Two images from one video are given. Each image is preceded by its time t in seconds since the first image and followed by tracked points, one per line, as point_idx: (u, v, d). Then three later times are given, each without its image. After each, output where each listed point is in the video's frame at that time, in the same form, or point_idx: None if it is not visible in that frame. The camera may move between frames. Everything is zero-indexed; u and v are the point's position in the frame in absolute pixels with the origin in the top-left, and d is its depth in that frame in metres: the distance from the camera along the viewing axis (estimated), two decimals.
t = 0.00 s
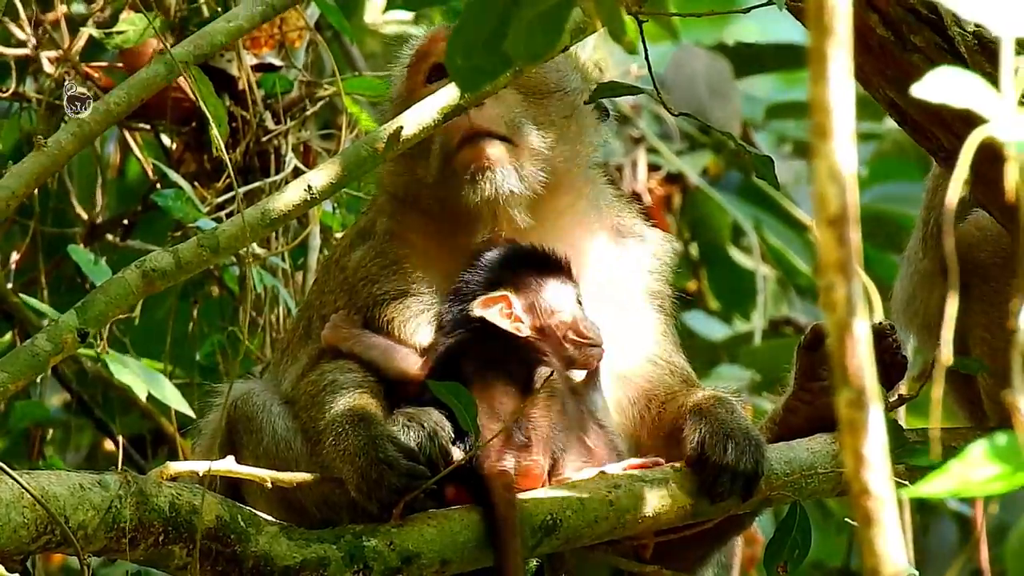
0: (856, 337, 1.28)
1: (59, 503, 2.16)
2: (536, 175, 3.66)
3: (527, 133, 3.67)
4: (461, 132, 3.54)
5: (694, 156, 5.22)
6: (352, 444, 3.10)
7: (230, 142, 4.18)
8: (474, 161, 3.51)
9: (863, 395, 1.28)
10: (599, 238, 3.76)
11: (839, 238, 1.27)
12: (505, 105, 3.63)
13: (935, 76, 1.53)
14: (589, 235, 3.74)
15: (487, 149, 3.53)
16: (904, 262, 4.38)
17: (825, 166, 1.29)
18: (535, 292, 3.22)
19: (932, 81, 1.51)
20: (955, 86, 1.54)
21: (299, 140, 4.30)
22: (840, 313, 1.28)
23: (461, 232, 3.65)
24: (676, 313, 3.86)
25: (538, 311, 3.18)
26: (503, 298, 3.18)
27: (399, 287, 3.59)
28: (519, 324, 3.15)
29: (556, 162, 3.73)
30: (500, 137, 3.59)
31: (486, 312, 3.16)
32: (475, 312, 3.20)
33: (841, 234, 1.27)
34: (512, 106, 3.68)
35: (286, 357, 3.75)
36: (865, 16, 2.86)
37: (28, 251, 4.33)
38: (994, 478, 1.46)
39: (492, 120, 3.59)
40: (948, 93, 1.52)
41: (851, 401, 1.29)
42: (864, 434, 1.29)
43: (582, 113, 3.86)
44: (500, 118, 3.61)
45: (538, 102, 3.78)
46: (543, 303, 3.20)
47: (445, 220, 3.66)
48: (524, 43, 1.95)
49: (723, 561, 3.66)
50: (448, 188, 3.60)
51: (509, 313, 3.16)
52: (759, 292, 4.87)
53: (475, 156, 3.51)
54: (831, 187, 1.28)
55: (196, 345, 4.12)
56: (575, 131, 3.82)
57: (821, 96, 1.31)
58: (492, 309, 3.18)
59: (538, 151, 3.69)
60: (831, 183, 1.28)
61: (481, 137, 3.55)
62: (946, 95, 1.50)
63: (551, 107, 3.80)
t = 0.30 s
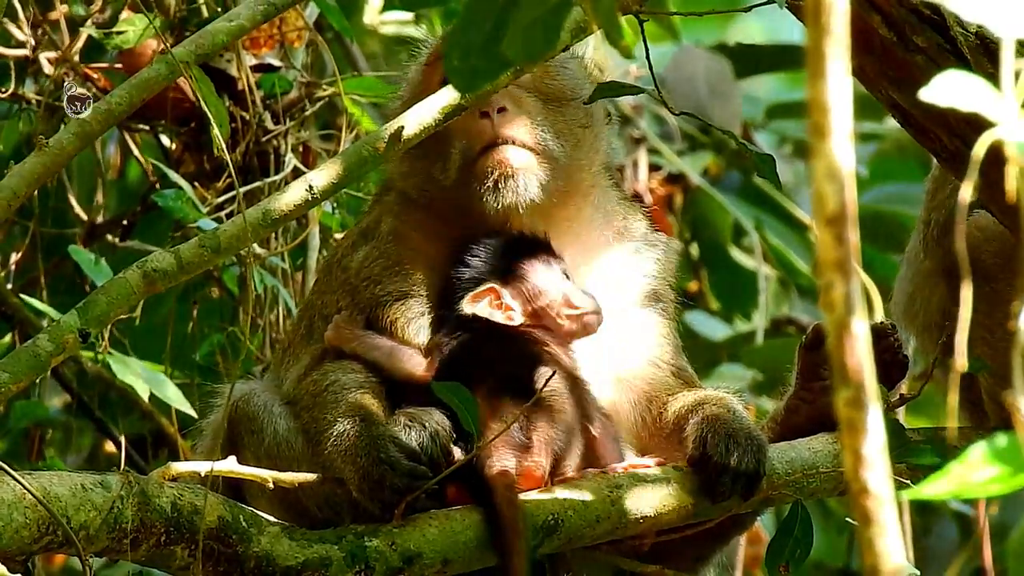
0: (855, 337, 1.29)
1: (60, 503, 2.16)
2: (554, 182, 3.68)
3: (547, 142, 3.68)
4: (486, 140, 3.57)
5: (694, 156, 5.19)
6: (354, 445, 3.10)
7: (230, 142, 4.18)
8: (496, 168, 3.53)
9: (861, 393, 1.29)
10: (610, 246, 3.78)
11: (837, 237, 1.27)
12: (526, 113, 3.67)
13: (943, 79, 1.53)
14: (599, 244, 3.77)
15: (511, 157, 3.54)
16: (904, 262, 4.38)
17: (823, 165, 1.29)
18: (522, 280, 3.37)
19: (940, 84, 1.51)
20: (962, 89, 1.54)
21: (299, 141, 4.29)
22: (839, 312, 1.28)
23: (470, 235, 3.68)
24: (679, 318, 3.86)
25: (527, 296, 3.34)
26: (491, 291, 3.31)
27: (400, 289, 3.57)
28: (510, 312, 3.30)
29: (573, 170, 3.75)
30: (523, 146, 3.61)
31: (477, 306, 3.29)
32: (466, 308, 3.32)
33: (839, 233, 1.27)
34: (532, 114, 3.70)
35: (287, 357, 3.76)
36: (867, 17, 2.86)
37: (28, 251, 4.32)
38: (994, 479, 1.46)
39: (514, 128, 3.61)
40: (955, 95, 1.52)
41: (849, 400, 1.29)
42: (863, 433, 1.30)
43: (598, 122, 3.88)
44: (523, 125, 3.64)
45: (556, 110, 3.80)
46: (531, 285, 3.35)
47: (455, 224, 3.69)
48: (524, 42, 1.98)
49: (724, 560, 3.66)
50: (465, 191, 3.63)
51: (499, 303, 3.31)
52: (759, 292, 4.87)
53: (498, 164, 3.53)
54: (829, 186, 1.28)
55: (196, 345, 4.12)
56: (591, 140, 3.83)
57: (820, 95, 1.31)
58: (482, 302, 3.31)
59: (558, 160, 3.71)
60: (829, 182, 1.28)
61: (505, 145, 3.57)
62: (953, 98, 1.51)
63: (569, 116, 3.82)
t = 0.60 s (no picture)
0: (852, 336, 1.29)
1: (59, 504, 2.16)
2: (561, 187, 3.65)
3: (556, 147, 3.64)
4: (499, 146, 3.52)
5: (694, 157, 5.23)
6: (354, 445, 3.10)
7: (232, 141, 4.18)
8: (508, 174, 3.49)
9: (859, 393, 1.29)
10: (615, 250, 3.77)
11: (835, 237, 1.27)
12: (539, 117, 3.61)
13: (939, 79, 1.53)
14: (604, 248, 3.76)
15: (524, 163, 3.50)
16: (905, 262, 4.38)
17: (821, 166, 1.29)
18: (508, 266, 3.35)
19: (937, 84, 1.51)
20: (959, 90, 1.54)
21: (301, 140, 4.29)
22: (836, 313, 1.28)
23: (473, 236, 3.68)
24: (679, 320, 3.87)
25: (513, 282, 3.33)
26: (478, 284, 3.29)
27: (403, 289, 3.56)
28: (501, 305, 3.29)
29: (581, 176, 3.73)
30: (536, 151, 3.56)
31: (468, 304, 3.27)
32: (456, 306, 3.30)
33: (837, 234, 1.27)
34: (544, 119, 3.65)
35: (290, 356, 3.76)
36: (871, 16, 2.86)
37: (29, 250, 4.33)
38: (992, 478, 1.46)
39: (528, 134, 3.56)
40: (953, 95, 1.52)
41: (847, 401, 1.30)
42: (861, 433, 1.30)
43: (605, 125, 3.85)
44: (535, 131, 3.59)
45: (566, 114, 3.76)
46: (519, 271, 3.34)
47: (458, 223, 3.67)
48: (525, 42, 1.94)
49: (724, 560, 3.66)
50: (475, 196, 3.59)
51: (490, 296, 3.28)
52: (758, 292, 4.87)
53: (511, 171, 3.49)
54: (827, 187, 1.28)
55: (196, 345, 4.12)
56: (599, 145, 3.81)
57: (818, 96, 1.31)
58: (471, 298, 3.28)
59: (567, 166, 3.68)
60: (827, 182, 1.28)
61: (517, 150, 3.52)
62: (949, 98, 1.51)
63: (577, 120, 3.79)
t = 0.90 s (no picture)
0: (854, 337, 1.28)
1: (59, 504, 2.16)
2: (565, 193, 3.60)
3: (560, 150, 3.58)
4: (499, 150, 3.46)
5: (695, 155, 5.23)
6: (353, 446, 3.12)
7: (233, 142, 4.19)
8: (512, 178, 3.45)
9: (862, 394, 1.28)
10: (620, 255, 3.76)
11: (838, 237, 1.27)
12: (540, 120, 3.54)
13: (937, 76, 1.53)
14: (609, 254, 3.74)
15: (526, 167, 3.45)
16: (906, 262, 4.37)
17: (824, 166, 1.29)
18: (505, 270, 3.34)
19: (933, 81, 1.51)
20: (956, 85, 1.54)
21: (302, 141, 4.29)
22: (839, 313, 1.28)
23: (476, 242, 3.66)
24: (678, 322, 3.88)
25: (510, 286, 3.32)
26: (473, 287, 3.26)
27: (400, 290, 3.57)
28: (496, 308, 3.26)
29: (585, 180, 3.71)
30: (538, 156, 3.49)
31: (468, 309, 3.25)
32: (453, 309, 3.29)
33: (839, 234, 1.27)
34: (544, 121, 3.57)
35: (286, 358, 3.79)
36: (873, 16, 2.86)
37: (30, 250, 4.33)
38: (993, 478, 1.46)
39: (530, 138, 3.49)
40: (949, 92, 1.52)
41: (849, 401, 1.29)
42: (862, 434, 1.30)
43: (604, 129, 3.83)
44: (537, 135, 3.52)
45: (564, 118, 3.74)
46: (515, 274, 3.33)
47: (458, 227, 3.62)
48: (523, 46, 1.99)
49: (723, 561, 3.67)
50: (481, 200, 3.55)
51: (486, 299, 3.26)
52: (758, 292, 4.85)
53: (512, 176, 3.44)
54: (829, 187, 1.28)
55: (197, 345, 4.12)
56: (599, 149, 3.79)
57: (820, 95, 1.31)
58: (466, 301, 3.26)
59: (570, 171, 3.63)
60: (829, 182, 1.28)
61: (520, 156, 3.46)
62: (946, 95, 1.51)
63: (576, 124, 3.77)
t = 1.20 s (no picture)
0: (855, 339, 1.28)
1: (59, 502, 2.16)
2: (559, 199, 3.63)
3: (553, 157, 3.60)
4: (492, 160, 3.49)
5: (695, 155, 5.24)
6: (354, 446, 3.13)
7: (231, 141, 4.19)
8: (505, 189, 3.48)
9: (862, 395, 1.29)
10: (619, 257, 3.74)
11: (838, 237, 1.27)
12: (531, 129, 3.56)
13: (931, 86, 1.53)
14: (608, 256, 3.74)
15: (519, 178, 3.49)
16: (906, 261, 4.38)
17: (824, 167, 1.29)
18: (507, 267, 3.31)
19: (926, 91, 1.51)
20: (950, 94, 1.54)
21: (297, 140, 4.29)
22: (839, 314, 1.28)
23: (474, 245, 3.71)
24: (679, 319, 3.88)
25: (509, 282, 3.29)
26: (473, 287, 3.25)
27: (398, 289, 3.55)
28: (497, 306, 3.23)
29: (581, 184, 3.70)
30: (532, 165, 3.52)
31: (471, 310, 3.23)
32: (454, 309, 3.28)
33: (840, 234, 1.27)
34: (536, 128, 3.59)
35: (286, 357, 3.79)
36: (874, 16, 2.87)
37: (28, 249, 4.32)
38: (992, 478, 1.46)
39: (520, 147, 3.53)
40: (942, 102, 1.52)
41: (851, 401, 1.30)
42: (862, 434, 1.30)
43: (599, 129, 3.79)
44: (529, 143, 3.55)
45: (558, 120, 3.71)
46: (516, 272, 3.30)
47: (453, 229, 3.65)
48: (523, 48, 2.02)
49: (723, 560, 3.67)
50: (473, 207, 3.58)
51: (486, 298, 3.24)
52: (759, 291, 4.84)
53: (505, 186, 3.48)
54: (829, 188, 1.28)
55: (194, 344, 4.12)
56: (594, 152, 3.75)
57: (820, 96, 1.31)
58: (467, 301, 3.25)
59: (564, 176, 3.63)
60: (830, 183, 1.29)
61: (512, 165, 3.50)
62: (938, 105, 1.51)
63: (569, 126, 3.73)
